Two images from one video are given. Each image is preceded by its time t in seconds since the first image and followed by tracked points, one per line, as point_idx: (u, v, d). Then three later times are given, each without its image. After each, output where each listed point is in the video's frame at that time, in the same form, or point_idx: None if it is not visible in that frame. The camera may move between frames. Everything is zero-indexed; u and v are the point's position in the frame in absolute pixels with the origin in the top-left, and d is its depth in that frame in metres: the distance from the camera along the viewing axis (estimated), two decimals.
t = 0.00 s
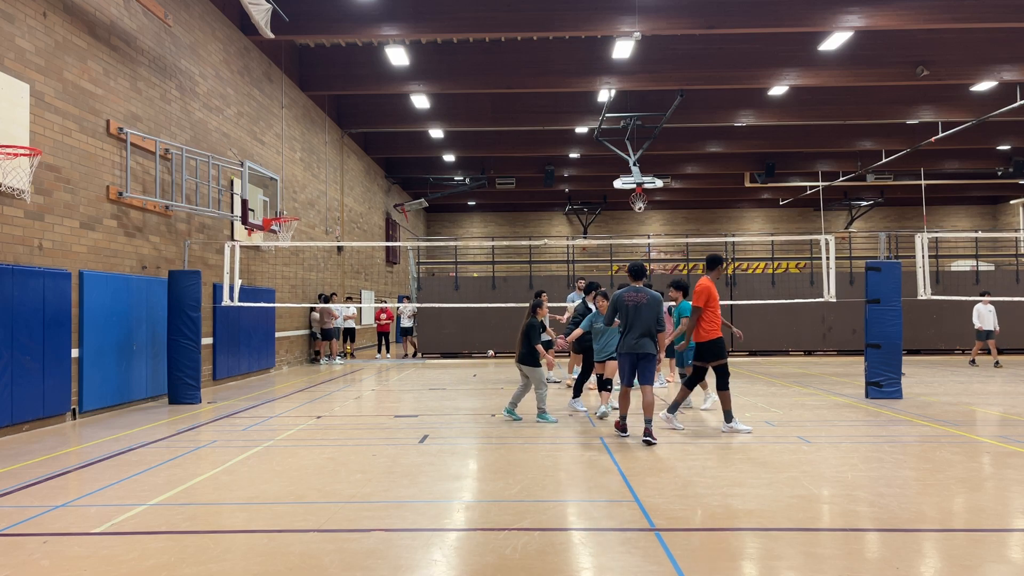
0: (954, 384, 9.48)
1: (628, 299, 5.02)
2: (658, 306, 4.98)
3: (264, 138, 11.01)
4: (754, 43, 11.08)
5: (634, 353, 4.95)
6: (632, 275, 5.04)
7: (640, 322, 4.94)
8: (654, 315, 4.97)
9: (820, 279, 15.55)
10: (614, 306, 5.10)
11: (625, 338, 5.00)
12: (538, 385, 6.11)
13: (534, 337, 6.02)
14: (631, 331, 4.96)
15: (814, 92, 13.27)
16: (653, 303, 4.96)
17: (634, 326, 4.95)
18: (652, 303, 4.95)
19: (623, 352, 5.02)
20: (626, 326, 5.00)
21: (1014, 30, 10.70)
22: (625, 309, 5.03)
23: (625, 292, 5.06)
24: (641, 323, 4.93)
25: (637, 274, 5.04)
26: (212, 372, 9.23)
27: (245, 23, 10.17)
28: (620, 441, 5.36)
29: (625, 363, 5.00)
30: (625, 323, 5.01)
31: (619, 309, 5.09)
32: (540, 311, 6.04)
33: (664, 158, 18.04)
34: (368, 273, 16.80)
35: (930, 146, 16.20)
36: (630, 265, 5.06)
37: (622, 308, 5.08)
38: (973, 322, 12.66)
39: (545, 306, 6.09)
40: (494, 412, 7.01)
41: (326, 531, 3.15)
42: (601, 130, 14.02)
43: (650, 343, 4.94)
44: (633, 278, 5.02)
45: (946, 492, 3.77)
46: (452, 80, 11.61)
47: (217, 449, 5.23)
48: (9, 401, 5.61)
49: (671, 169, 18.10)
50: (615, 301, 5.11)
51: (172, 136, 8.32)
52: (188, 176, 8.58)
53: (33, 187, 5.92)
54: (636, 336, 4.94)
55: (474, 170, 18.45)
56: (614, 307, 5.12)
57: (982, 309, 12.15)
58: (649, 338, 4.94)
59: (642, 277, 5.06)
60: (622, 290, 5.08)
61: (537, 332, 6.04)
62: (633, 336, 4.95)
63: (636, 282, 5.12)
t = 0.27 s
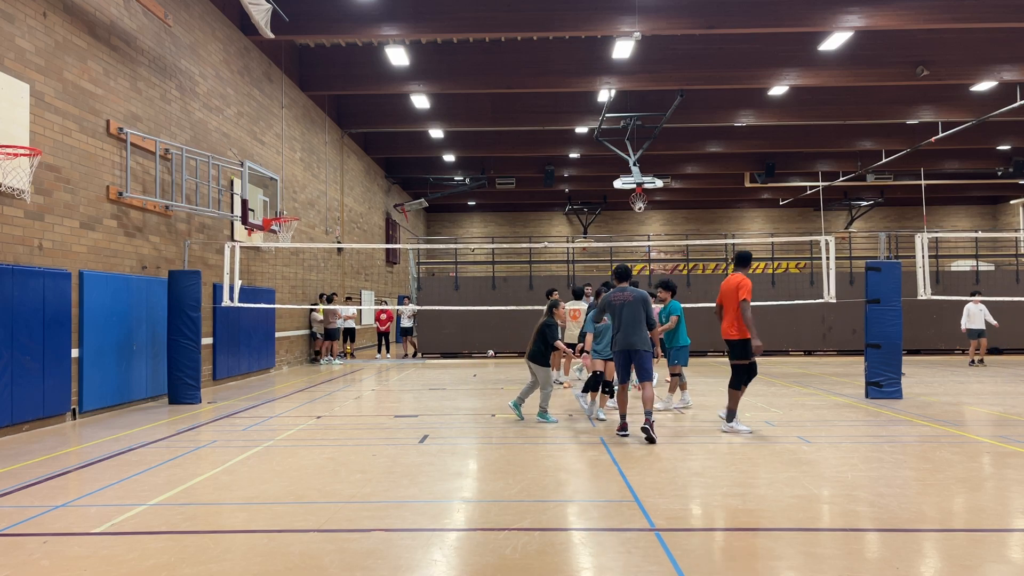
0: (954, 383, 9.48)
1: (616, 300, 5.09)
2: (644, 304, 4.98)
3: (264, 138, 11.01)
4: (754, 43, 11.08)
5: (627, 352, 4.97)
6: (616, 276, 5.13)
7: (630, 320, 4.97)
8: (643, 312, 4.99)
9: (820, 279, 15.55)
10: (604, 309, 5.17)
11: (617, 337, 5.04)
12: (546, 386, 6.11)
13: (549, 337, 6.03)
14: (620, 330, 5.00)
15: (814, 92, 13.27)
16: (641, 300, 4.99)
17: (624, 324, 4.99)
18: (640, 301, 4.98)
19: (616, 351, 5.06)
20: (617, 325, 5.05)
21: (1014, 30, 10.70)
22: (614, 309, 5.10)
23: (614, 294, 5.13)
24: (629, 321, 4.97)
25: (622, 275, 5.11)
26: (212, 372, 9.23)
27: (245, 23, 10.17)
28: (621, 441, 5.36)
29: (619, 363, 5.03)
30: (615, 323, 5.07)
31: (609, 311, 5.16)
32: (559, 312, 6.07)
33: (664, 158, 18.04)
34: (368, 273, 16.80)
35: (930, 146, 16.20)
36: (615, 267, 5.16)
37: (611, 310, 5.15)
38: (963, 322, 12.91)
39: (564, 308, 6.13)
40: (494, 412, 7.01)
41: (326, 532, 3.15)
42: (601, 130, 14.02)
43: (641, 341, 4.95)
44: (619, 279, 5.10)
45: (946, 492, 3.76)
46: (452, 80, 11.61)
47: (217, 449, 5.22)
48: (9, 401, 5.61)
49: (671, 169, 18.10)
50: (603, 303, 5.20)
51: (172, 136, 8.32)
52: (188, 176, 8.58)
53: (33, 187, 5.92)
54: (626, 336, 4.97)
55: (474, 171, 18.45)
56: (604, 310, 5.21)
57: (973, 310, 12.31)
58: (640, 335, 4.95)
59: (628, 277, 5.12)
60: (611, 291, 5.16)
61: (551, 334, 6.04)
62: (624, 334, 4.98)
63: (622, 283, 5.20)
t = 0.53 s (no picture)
0: (954, 384, 9.47)
1: (612, 300, 5.11)
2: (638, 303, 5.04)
3: (264, 139, 11.01)
4: (754, 43, 11.08)
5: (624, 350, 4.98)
6: (610, 278, 5.17)
7: (626, 319, 5.00)
8: (639, 311, 5.03)
9: (820, 279, 15.55)
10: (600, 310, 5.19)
11: (613, 337, 5.04)
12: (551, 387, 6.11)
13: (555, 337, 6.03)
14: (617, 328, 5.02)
15: (815, 92, 13.27)
16: (636, 299, 5.04)
17: (620, 323, 5.00)
18: (635, 300, 5.03)
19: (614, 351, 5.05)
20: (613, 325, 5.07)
21: (1014, 30, 10.70)
22: (609, 310, 5.12)
23: (609, 295, 5.17)
24: (624, 319, 5.00)
25: (616, 276, 5.16)
26: (212, 372, 9.23)
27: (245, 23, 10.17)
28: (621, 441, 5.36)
29: (618, 362, 5.02)
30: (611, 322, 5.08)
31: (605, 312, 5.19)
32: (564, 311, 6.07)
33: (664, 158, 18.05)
34: (368, 273, 16.80)
35: (930, 146, 16.20)
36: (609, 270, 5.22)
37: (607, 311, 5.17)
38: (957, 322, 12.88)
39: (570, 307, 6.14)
40: (494, 412, 7.01)
41: (325, 532, 3.15)
42: (601, 130, 14.02)
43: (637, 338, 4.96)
44: (613, 282, 5.14)
45: (946, 492, 3.77)
46: (452, 80, 11.61)
47: (217, 449, 5.22)
48: (9, 401, 5.61)
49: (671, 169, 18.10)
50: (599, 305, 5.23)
51: (172, 136, 8.32)
52: (188, 176, 8.58)
53: (33, 187, 5.92)
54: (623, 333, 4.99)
55: (474, 170, 18.45)
56: (600, 311, 5.22)
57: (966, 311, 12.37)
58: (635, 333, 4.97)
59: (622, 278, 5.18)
60: (606, 293, 5.19)
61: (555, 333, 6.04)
62: (621, 332, 4.99)
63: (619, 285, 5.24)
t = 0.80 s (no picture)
0: (954, 384, 9.48)
1: (614, 299, 5.10)
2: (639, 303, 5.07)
3: (264, 139, 11.01)
4: (754, 43, 11.08)
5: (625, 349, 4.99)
6: (612, 276, 5.14)
7: (629, 319, 5.01)
8: (641, 311, 5.06)
9: (820, 279, 15.55)
10: (601, 308, 5.15)
11: (615, 336, 5.04)
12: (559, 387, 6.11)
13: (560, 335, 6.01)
14: (619, 328, 5.02)
15: (815, 92, 13.28)
16: (639, 300, 5.06)
17: (623, 322, 5.01)
18: (638, 300, 5.05)
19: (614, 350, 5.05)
20: (615, 324, 5.06)
21: (1014, 30, 10.71)
22: (612, 309, 5.10)
23: (610, 293, 5.14)
24: (627, 319, 5.02)
25: (619, 275, 5.14)
26: (212, 372, 9.24)
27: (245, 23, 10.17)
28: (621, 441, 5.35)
29: (618, 362, 5.02)
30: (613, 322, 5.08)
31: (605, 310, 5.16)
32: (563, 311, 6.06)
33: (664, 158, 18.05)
34: (368, 273, 16.80)
35: (930, 146, 16.19)
36: (612, 267, 5.17)
37: (608, 309, 5.15)
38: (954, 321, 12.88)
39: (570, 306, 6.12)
40: (494, 412, 7.01)
41: (325, 532, 3.15)
42: (601, 131, 14.02)
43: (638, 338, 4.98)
44: (616, 279, 5.10)
45: (946, 492, 3.77)
46: (452, 80, 11.62)
47: (217, 450, 5.22)
48: (9, 400, 5.61)
49: (671, 169, 18.10)
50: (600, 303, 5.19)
51: (172, 136, 8.32)
52: (188, 177, 8.58)
53: (33, 187, 5.92)
54: (625, 333, 5.00)
55: (474, 171, 18.44)
56: (600, 310, 5.18)
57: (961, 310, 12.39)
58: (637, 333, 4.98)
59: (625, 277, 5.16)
60: (608, 291, 5.17)
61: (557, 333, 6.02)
62: (624, 332, 5.00)
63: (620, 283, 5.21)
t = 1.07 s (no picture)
0: (954, 384, 9.48)
1: (623, 300, 5.03)
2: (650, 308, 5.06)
3: (264, 139, 11.01)
4: (754, 43, 11.08)
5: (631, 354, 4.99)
6: (626, 278, 5.04)
7: (638, 322, 5.00)
8: (648, 314, 5.05)
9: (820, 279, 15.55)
10: (609, 308, 5.07)
11: (622, 337, 5.02)
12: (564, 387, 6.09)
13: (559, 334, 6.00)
14: (629, 333, 4.99)
15: (815, 92, 13.28)
16: (648, 302, 5.04)
17: (632, 325, 4.99)
18: (647, 303, 5.03)
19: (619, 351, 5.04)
20: (621, 325, 5.02)
21: (1014, 30, 10.71)
22: (620, 310, 5.04)
23: (619, 293, 5.06)
24: (637, 323, 4.99)
25: (630, 275, 5.06)
26: (212, 372, 9.23)
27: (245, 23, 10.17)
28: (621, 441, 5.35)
29: (623, 363, 5.02)
30: (621, 323, 5.03)
31: (613, 311, 5.07)
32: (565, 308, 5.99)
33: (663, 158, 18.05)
34: (368, 273, 16.80)
35: (930, 146, 16.19)
36: (621, 266, 5.07)
37: (615, 309, 5.08)
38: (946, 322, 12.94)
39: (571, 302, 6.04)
40: (494, 412, 7.01)
41: (325, 532, 3.15)
42: (601, 131, 14.01)
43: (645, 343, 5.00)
44: (626, 279, 5.02)
45: (946, 492, 3.76)
46: (452, 80, 11.62)
47: (217, 450, 5.22)
48: (9, 401, 5.61)
49: (671, 169, 18.10)
50: (609, 304, 5.07)
51: (172, 136, 8.32)
52: (188, 177, 8.58)
53: (33, 187, 5.92)
54: (635, 339, 4.99)
55: (474, 171, 18.44)
56: (607, 309, 5.09)
57: (953, 309, 12.42)
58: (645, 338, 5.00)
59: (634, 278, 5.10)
60: (616, 291, 5.08)
61: (558, 330, 6.00)
62: (632, 335, 4.98)
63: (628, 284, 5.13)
